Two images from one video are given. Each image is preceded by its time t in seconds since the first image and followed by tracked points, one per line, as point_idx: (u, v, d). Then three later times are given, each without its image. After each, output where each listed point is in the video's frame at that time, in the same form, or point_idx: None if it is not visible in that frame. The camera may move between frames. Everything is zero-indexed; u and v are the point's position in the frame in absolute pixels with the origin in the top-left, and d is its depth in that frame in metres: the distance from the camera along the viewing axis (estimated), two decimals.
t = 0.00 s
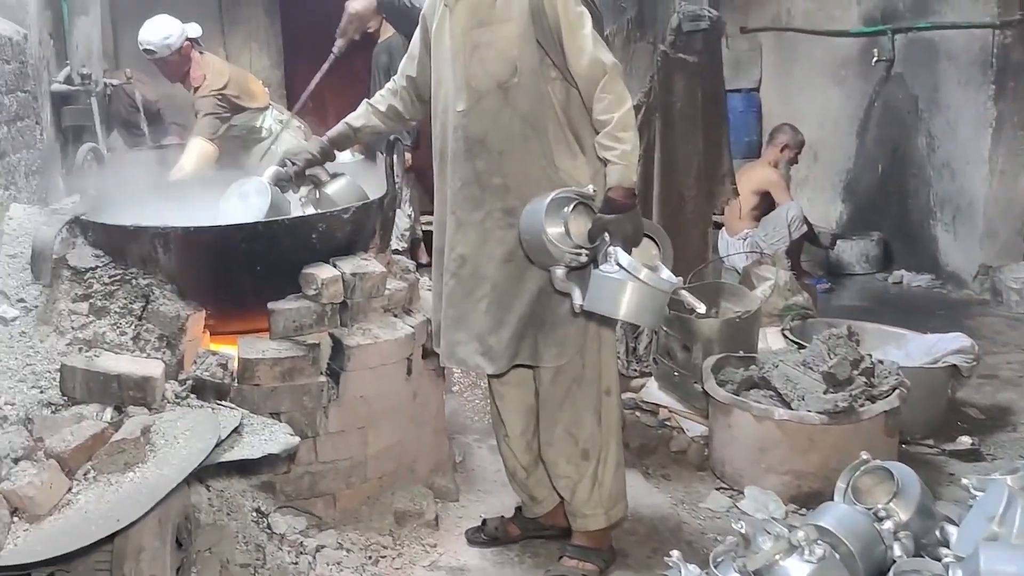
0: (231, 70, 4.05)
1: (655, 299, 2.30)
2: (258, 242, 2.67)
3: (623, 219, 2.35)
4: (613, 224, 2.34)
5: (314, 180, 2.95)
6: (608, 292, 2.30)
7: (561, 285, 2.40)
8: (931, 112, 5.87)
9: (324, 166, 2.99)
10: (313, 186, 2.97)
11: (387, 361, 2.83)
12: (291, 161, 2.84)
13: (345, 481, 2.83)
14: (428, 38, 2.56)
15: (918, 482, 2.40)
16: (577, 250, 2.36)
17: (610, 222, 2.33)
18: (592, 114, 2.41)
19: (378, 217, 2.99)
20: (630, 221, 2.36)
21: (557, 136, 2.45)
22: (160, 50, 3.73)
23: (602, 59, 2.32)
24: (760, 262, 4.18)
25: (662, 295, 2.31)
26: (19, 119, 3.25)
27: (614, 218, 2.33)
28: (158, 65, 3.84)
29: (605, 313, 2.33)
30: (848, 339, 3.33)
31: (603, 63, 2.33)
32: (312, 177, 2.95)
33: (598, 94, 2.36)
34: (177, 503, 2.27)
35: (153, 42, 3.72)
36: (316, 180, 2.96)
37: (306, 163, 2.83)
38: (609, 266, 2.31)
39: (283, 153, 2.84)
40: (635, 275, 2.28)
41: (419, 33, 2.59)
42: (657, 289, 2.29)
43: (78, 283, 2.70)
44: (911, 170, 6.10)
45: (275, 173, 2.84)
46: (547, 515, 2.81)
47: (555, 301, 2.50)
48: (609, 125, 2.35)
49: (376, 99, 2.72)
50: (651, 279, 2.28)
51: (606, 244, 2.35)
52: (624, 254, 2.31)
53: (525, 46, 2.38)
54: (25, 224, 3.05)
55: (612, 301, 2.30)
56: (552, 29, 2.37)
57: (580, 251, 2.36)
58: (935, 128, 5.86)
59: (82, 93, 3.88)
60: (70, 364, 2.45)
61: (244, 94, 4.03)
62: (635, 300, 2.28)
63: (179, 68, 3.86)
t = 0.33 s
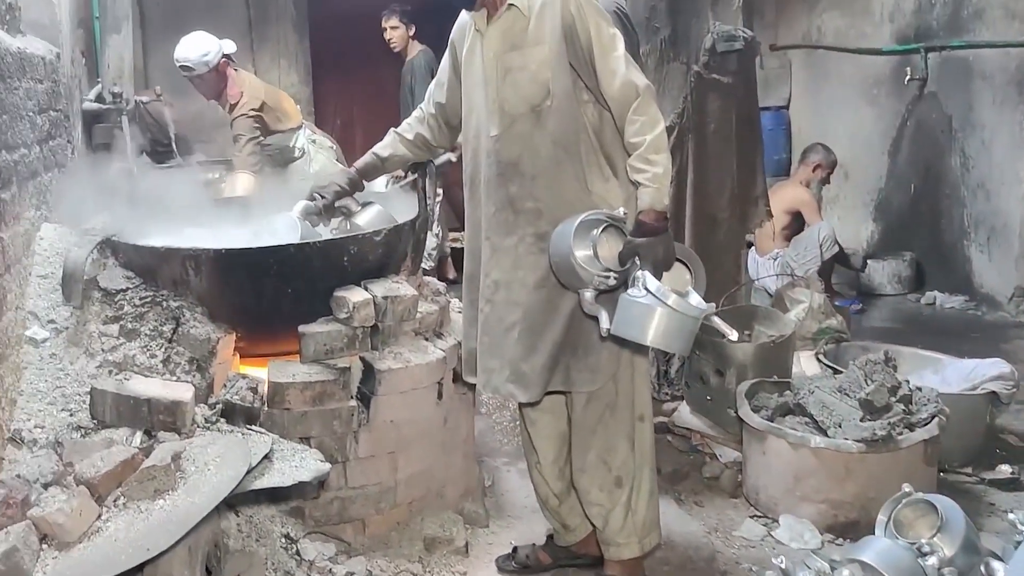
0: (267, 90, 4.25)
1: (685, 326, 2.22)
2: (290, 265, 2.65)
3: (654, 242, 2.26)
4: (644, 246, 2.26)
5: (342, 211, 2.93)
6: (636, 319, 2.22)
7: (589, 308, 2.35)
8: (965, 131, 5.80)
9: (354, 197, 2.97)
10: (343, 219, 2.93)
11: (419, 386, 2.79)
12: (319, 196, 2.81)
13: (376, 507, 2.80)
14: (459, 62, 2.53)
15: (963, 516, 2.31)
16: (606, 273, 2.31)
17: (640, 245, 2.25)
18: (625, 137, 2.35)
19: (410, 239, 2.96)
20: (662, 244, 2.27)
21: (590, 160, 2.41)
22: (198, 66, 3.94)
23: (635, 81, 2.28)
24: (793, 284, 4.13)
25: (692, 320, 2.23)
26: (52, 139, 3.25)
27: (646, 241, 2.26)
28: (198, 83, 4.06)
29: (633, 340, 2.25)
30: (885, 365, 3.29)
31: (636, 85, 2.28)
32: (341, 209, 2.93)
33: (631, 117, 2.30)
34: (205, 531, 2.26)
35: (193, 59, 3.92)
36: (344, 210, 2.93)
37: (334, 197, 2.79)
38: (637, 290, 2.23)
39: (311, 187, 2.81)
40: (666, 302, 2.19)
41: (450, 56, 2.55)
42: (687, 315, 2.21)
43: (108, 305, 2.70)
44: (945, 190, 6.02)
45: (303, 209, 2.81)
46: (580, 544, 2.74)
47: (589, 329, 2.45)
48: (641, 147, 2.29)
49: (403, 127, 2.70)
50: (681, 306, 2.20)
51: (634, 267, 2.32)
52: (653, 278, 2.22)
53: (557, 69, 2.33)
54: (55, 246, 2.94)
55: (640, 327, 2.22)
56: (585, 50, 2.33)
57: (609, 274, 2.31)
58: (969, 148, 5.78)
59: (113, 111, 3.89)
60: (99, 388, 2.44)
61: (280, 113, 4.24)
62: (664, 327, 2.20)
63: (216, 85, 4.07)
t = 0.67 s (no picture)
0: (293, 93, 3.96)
1: (699, 351, 2.19)
2: (307, 284, 2.63)
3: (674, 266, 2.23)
4: (663, 269, 2.24)
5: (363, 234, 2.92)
6: (648, 342, 2.18)
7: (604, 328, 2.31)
8: (987, 148, 5.73)
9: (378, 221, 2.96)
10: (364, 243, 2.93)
11: (436, 407, 2.76)
12: (341, 221, 2.80)
13: (392, 529, 2.76)
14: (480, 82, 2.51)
15: (991, 546, 2.28)
16: (622, 294, 2.27)
17: (657, 266, 2.23)
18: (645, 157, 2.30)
19: (429, 257, 2.94)
20: (680, 266, 2.24)
21: (610, 180, 2.38)
22: (240, 54, 3.60)
23: (654, 99, 2.23)
24: (815, 303, 4.09)
25: (707, 345, 2.20)
26: (71, 154, 3.25)
27: (663, 262, 2.23)
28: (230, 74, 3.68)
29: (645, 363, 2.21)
30: (910, 389, 3.24)
31: (655, 103, 2.23)
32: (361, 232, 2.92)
33: (650, 136, 2.25)
34: (219, 554, 2.27)
35: (235, 45, 3.58)
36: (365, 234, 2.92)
37: (356, 222, 2.78)
38: (652, 312, 2.19)
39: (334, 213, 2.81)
40: (681, 325, 2.16)
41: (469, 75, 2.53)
42: (700, 340, 2.17)
43: (126, 322, 2.68)
44: (967, 207, 5.93)
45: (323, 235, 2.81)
46: (598, 569, 2.70)
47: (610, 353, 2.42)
48: (660, 167, 2.24)
49: (424, 150, 2.68)
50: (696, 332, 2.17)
51: (651, 290, 2.29)
52: (669, 301, 2.19)
53: (577, 89, 2.30)
54: (73, 263, 2.93)
55: (654, 350, 2.18)
56: (606, 68, 2.30)
57: (625, 294, 2.27)
58: (992, 164, 5.71)
59: (133, 125, 3.88)
60: (115, 407, 2.42)
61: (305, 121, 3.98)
62: (678, 351, 2.17)
63: (252, 77, 3.73)
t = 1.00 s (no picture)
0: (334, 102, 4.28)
1: (710, 379, 2.14)
2: (318, 300, 2.60)
3: (688, 288, 2.16)
4: (675, 292, 2.16)
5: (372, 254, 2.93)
6: (657, 367, 2.14)
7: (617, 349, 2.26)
8: (1011, 161, 5.66)
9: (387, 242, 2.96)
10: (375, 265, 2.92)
11: (446, 427, 2.73)
12: (352, 242, 2.76)
13: (400, 550, 2.72)
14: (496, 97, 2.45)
15: None
16: (633, 316, 2.22)
17: (670, 289, 2.15)
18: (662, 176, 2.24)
19: (440, 274, 2.91)
20: (693, 289, 2.16)
21: (629, 200, 2.32)
22: (291, 49, 3.95)
23: (672, 118, 2.17)
24: (833, 320, 4.04)
25: (718, 371, 2.15)
26: (82, 167, 3.24)
27: (676, 285, 2.15)
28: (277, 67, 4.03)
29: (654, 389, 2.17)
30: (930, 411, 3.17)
31: (673, 123, 2.17)
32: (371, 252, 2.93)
33: (668, 156, 2.19)
34: None
35: (285, 40, 3.92)
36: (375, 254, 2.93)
37: (368, 243, 2.75)
38: (662, 336, 2.15)
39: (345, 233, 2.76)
40: (691, 352, 2.11)
41: (482, 91, 2.48)
42: (711, 366, 2.13)
43: (134, 340, 2.65)
44: (989, 220, 5.87)
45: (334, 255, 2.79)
46: None
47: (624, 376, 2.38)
48: (677, 187, 2.17)
49: (436, 167, 2.64)
50: (710, 356, 2.13)
51: (664, 311, 2.23)
52: (679, 326, 2.14)
53: (595, 106, 2.24)
54: (82, 278, 2.91)
55: (664, 375, 2.14)
56: (625, 85, 2.25)
57: (636, 316, 2.22)
58: (1015, 178, 5.64)
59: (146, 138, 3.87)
60: (121, 427, 2.40)
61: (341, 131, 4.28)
62: (687, 378, 2.12)
63: (295, 76, 4.08)
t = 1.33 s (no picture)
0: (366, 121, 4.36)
1: (713, 424, 2.05)
2: (322, 326, 2.56)
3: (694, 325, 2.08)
4: (684, 328, 2.08)
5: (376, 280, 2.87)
6: (659, 408, 2.08)
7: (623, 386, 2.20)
8: None
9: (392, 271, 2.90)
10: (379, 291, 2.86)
11: (450, 454, 2.68)
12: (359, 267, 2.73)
13: None
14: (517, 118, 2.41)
15: None
16: (640, 351, 2.16)
17: (679, 324, 2.08)
18: (681, 206, 2.17)
19: (449, 297, 2.87)
20: (704, 326, 2.08)
21: (652, 229, 2.24)
22: (331, 48, 4.15)
23: (694, 147, 2.09)
24: (852, 342, 3.97)
25: (721, 416, 2.05)
26: (92, 184, 3.22)
27: (687, 321, 2.08)
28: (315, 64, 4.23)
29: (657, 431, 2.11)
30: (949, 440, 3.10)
31: (694, 151, 2.09)
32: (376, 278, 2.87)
33: (688, 185, 2.12)
34: None
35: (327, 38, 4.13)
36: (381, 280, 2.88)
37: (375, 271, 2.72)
38: (664, 375, 2.08)
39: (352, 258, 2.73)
40: (688, 396, 2.04)
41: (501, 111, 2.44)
42: (712, 411, 2.04)
43: (136, 362, 2.62)
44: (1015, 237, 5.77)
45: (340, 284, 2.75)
46: None
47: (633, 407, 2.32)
48: (694, 220, 2.11)
49: (446, 190, 2.61)
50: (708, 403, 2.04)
51: (672, 348, 2.15)
52: (682, 365, 2.08)
53: (617, 131, 2.19)
54: (87, 298, 2.88)
55: (668, 418, 2.07)
56: (645, 111, 2.17)
57: (641, 352, 2.16)
58: None
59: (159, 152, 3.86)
60: (121, 452, 2.37)
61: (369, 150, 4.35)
62: (689, 421, 2.05)
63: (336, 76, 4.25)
